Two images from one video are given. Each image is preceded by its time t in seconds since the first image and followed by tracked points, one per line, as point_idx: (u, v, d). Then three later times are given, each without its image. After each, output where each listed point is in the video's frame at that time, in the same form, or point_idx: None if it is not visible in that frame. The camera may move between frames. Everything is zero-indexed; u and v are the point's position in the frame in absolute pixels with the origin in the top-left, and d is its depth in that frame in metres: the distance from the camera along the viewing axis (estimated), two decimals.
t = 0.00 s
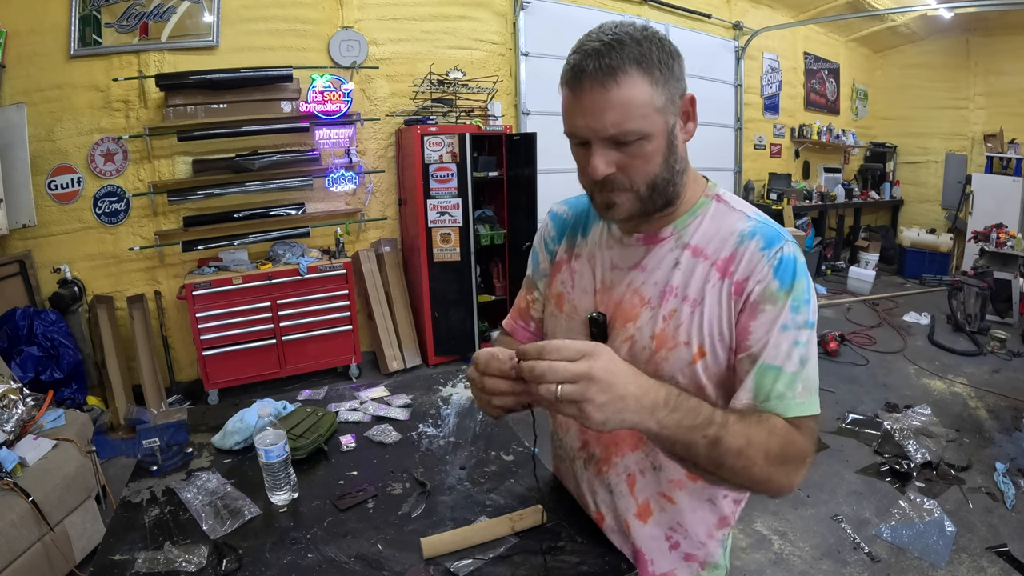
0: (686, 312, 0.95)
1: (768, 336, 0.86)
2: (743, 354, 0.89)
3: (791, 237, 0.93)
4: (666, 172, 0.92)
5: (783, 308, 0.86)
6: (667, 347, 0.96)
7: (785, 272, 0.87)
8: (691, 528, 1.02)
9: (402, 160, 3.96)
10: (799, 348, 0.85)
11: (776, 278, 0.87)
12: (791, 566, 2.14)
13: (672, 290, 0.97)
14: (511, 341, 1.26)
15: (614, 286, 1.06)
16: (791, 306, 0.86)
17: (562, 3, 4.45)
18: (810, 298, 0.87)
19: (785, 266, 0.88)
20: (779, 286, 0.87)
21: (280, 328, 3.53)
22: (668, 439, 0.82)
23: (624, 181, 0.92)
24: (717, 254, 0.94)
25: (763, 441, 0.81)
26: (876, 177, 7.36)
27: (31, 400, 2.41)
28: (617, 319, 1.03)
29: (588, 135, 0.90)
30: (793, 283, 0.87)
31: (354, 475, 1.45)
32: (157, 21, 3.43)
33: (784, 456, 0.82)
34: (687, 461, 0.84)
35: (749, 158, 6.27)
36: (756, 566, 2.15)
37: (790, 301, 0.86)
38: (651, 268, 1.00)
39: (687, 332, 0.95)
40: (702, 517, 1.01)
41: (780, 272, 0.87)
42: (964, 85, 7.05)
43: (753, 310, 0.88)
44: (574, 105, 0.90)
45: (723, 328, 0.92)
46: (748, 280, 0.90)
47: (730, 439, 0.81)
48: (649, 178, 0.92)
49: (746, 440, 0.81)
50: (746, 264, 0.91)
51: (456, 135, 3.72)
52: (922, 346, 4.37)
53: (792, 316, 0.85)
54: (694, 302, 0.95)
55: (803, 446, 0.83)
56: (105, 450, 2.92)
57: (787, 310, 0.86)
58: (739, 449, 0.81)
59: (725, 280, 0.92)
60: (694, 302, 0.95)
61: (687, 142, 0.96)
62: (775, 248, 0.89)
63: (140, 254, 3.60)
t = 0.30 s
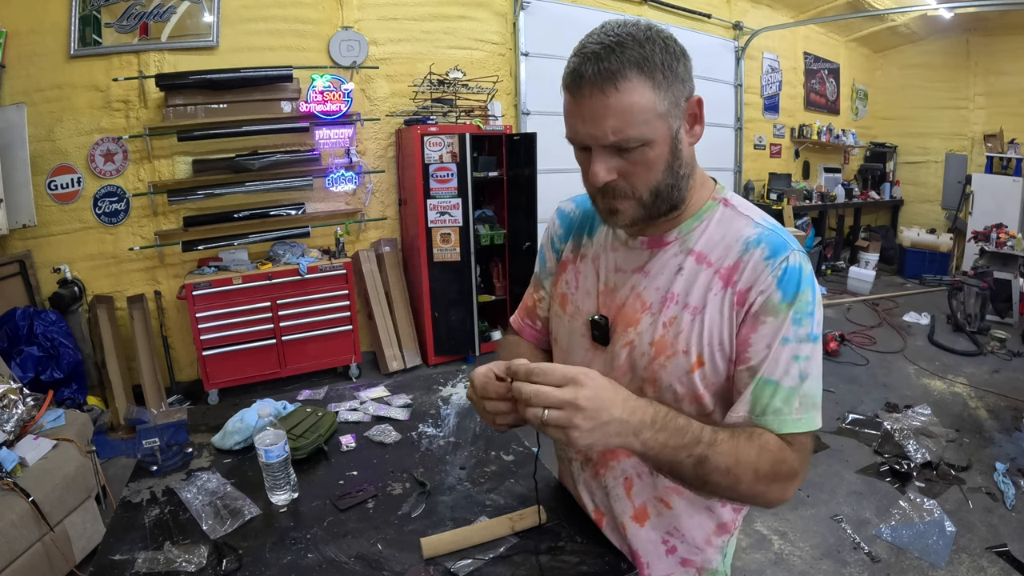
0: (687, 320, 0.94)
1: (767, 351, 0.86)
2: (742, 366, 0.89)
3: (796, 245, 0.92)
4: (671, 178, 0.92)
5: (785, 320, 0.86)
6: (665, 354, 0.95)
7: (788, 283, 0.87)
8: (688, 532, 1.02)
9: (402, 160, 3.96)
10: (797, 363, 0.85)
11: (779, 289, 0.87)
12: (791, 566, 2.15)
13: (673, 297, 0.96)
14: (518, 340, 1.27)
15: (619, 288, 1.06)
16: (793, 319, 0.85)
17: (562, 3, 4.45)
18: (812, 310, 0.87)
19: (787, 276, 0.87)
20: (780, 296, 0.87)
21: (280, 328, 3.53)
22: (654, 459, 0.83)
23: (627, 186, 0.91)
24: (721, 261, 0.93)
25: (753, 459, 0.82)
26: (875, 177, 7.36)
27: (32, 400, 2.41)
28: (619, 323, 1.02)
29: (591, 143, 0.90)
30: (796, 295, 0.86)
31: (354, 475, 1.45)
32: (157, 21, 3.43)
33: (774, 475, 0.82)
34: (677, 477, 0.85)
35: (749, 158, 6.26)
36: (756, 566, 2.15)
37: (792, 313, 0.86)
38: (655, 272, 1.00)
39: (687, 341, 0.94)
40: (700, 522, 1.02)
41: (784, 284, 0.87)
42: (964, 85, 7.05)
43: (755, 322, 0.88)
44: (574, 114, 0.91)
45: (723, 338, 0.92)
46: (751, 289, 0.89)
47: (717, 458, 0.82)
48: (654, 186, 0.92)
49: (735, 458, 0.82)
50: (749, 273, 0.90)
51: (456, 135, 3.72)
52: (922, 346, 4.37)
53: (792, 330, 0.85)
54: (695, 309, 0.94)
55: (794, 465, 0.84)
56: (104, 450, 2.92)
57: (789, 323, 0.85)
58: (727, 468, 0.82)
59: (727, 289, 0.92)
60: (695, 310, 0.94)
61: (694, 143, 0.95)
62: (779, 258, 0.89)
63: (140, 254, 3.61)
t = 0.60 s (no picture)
0: (718, 413, 0.69)
1: (829, 477, 0.59)
2: (787, 493, 0.61)
3: (899, 310, 0.61)
4: (681, 221, 0.69)
5: (866, 433, 0.57)
6: (686, 456, 0.72)
7: (871, 373, 0.58)
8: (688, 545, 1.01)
9: (402, 160, 3.96)
10: (883, 503, 0.56)
11: (854, 384, 0.59)
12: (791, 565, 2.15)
13: (705, 378, 0.72)
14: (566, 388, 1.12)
15: (649, 357, 0.84)
16: (878, 431, 0.57)
17: (562, 3, 4.45)
18: (914, 418, 0.57)
19: (873, 364, 0.58)
20: (855, 396, 0.58)
21: (280, 328, 3.53)
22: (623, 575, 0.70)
23: (616, 234, 0.72)
24: (771, 332, 0.67)
25: None
26: (876, 177, 7.36)
27: (32, 400, 2.41)
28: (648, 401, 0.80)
29: (567, 185, 0.74)
30: (887, 394, 0.57)
31: (354, 475, 1.45)
32: (157, 21, 3.43)
33: None
34: None
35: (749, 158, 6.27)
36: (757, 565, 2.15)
37: (878, 423, 0.57)
38: (684, 342, 0.76)
39: (713, 443, 0.70)
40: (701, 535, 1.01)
41: (863, 374, 0.58)
42: (964, 85, 7.05)
43: (813, 433, 0.60)
44: (546, 151, 0.74)
45: (773, 446, 0.65)
46: (810, 381, 0.62)
47: None
48: (654, 231, 0.69)
49: None
50: (811, 354, 0.63)
51: (456, 135, 3.72)
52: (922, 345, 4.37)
53: (879, 451, 0.57)
54: (730, 400, 0.69)
55: None
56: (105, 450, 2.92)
57: (873, 438, 0.57)
58: None
59: (777, 376, 0.65)
60: (730, 401, 0.68)
61: (718, 168, 0.71)
62: (856, 332, 0.60)
63: (140, 254, 3.61)
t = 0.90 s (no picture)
0: (730, 415, 0.70)
1: (861, 482, 0.58)
2: (820, 502, 0.60)
3: (912, 312, 0.61)
4: (689, 225, 0.69)
5: (891, 436, 0.57)
6: (696, 458, 0.72)
7: (892, 376, 0.58)
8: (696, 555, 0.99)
9: (402, 160, 3.96)
10: (920, 503, 0.56)
11: (878, 388, 0.58)
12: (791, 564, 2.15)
13: (717, 380, 0.72)
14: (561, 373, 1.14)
15: (656, 357, 0.84)
16: (904, 435, 0.56)
17: (562, 3, 4.45)
18: (936, 418, 0.57)
19: (895, 366, 0.58)
20: (879, 399, 0.58)
21: (280, 328, 3.53)
22: None
23: (624, 239, 0.71)
24: (785, 335, 0.67)
25: None
26: (876, 177, 7.36)
27: (31, 400, 2.41)
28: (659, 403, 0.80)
29: (573, 189, 0.74)
30: (909, 396, 0.57)
31: (354, 475, 1.45)
32: (157, 21, 3.43)
33: None
34: None
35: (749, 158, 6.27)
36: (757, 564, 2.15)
37: (902, 426, 0.57)
38: (693, 342, 0.77)
39: (724, 445, 0.70)
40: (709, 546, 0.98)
41: (884, 378, 0.58)
42: (965, 85, 7.05)
43: (833, 437, 0.60)
44: (552, 155, 0.74)
45: (790, 449, 0.65)
46: (830, 385, 0.62)
47: None
48: (663, 235, 0.69)
49: None
50: (828, 357, 0.63)
51: (456, 135, 3.73)
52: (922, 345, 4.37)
53: (907, 452, 0.56)
54: (743, 403, 0.69)
55: None
56: (104, 450, 2.92)
57: (898, 441, 0.56)
58: None
59: (793, 381, 0.65)
60: (743, 404, 0.69)
61: (726, 171, 0.70)
62: (874, 334, 0.60)
63: (140, 254, 3.61)
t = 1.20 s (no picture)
0: (737, 418, 0.71)
1: (882, 486, 0.58)
2: (843, 509, 0.60)
3: (921, 312, 0.61)
4: (691, 225, 0.69)
5: (909, 439, 0.57)
6: (703, 461, 0.73)
7: (904, 380, 0.58)
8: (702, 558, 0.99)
9: (402, 160, 3.96)
10: (940, 499, 0.56)
11: (894, 392, 0.58)
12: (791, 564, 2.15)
13: (725, 384, 0.73)
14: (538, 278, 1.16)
15: (658, 356, 0.84)
16: (922, 437, 0.56)
17: (562, 3, 4.45)
18: (950, 417, 0.57)
19: (909, 368, 0.58)
20: (896, 404, 0.57)
21: (280, 328, 3.53)
22: None
23: (627, 241, 0.72)
24: (792, 338, 0.67)
25: None
26: (876, 177, 7.36)
27: (31, 400, 2.41)
28: (662, 402, 0.80)
29: (575, 191, 0.74)
30: (922, 399, 0.57)
31: (354, 475, 1.45)
32: (157, 21, 3.43)
33: None
34: None
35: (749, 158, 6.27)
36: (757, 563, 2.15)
37: (919, 428, 0.56)
38: (698, 344, 0.77)
39: (731, 449, 0.71)
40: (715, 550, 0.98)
41: (898, 381, 0.58)
42: (965, 85, 7.05)
43: (849, 441, 0.60)
44: (553, 157, 0.74)
45: (802, 453, 0.66)
46: (842, 390, 0.62)
47: None
48: (665, 237, 0.69)
49: None
50: (838, 361, 0.63)
51: (456, 135, 3.73)
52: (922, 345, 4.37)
53: (925, 454, 0.56)
54: (750, 407, 0.70)
55: None
56: (105, 450, 2.92)
57: (916, 444, 0.56)
58: None
59: (803, 385, 0.66)
60: (752, 407, 0.70)
61: (728, 170, 0.70)
62: (885, 338, 0.60)
63: (140, 254, 3.61)
